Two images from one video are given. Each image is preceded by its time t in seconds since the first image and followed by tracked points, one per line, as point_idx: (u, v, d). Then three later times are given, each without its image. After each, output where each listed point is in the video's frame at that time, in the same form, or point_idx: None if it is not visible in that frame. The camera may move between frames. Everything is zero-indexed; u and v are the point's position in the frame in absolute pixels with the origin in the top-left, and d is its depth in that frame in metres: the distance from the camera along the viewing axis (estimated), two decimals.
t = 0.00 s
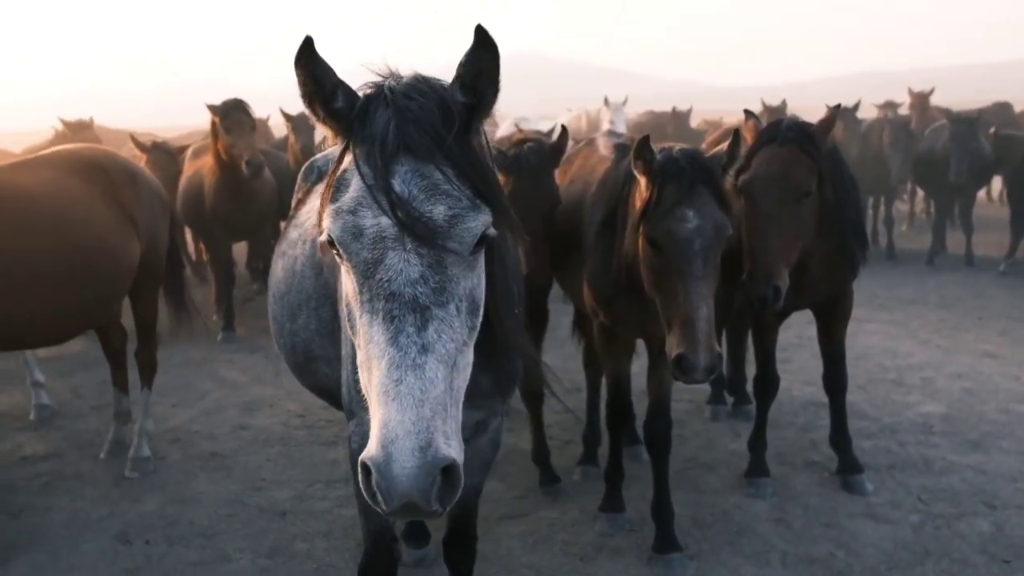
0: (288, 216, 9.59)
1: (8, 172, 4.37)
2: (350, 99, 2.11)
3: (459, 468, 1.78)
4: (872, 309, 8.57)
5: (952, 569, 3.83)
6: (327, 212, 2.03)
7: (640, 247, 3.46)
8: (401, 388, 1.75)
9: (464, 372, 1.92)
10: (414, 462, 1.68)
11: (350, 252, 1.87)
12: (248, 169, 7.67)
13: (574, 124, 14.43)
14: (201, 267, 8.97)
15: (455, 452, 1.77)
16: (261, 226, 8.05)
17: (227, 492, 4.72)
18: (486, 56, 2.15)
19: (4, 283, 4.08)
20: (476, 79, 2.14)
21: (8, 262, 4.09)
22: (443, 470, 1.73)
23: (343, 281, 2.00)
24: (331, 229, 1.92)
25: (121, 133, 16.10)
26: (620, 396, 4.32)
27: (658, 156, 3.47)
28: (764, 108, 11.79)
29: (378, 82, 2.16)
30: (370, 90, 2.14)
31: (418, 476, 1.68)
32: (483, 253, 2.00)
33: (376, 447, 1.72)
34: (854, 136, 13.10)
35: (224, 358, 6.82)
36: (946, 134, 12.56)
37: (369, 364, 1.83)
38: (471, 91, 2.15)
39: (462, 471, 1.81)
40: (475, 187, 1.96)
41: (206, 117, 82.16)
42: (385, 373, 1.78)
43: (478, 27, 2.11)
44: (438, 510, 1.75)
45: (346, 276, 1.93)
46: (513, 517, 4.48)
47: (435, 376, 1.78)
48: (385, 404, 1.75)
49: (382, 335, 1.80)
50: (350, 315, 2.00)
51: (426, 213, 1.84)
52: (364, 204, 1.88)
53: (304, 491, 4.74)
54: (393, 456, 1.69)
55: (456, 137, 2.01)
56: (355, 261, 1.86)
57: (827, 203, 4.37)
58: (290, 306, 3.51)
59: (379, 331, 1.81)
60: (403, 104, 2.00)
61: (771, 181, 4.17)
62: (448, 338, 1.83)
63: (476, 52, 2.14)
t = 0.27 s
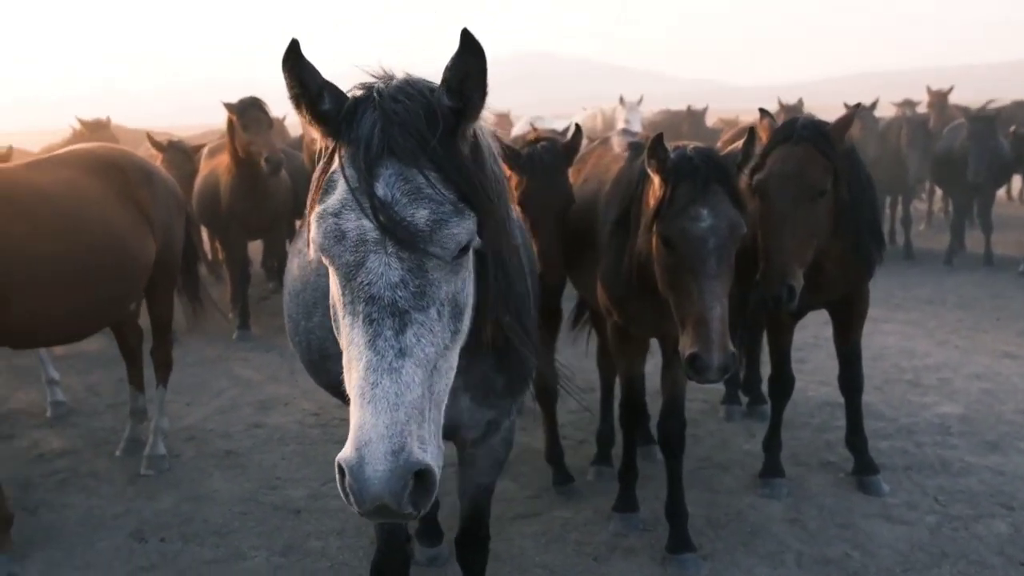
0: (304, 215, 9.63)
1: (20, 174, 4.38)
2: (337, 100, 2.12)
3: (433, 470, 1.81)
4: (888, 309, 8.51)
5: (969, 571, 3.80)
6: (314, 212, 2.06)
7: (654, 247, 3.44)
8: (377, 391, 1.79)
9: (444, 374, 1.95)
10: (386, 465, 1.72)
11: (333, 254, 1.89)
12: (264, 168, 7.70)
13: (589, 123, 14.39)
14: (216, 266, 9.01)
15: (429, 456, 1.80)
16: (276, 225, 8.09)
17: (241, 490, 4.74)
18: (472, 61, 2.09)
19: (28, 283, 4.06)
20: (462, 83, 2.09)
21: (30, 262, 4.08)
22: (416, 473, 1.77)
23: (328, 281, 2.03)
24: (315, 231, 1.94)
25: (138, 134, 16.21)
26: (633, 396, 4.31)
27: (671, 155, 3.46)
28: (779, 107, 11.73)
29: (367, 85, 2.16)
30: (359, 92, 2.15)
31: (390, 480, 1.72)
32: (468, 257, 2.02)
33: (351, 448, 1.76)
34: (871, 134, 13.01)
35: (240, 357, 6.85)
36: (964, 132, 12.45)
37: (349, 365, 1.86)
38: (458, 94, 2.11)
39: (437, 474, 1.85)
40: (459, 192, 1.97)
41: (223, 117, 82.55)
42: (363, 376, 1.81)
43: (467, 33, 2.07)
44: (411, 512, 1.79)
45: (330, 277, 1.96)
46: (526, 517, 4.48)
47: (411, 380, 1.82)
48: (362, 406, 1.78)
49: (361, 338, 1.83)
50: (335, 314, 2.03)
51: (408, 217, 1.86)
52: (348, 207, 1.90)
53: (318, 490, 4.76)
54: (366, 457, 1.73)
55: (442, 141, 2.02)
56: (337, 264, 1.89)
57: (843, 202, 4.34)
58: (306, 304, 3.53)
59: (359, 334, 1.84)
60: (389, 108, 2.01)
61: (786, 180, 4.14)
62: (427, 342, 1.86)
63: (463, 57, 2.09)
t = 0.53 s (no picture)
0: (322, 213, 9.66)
1: (39, 174, 4.41)
2: (328, 103, 2.15)
3: (412, 473, 1.81)
4: (909, 308, 8.43)
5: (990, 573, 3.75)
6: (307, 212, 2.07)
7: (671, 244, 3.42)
8: (356, 392, 1.79)
9: (430, 376, 1.95)
10: (362, 466, 1.72)
11: (321, 255, 1.90)
12: (283, 165, 7.73)
13: (607, 120, 14.35)
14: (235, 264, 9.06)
15: (408, 458, 1.80)
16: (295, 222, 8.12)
17: (259, 487, 4.76)
18: (460, 62, 2.05)
19: (50, 282, 4.09)
20: (449, 87, 2.06)
21: (52, 260, 4.10)
22: (393, 476, 1.77)
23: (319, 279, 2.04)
24: (304, 230, 1.95)
25: (158, 132, 16.30)
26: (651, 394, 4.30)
27: (688, 152, 3.44)
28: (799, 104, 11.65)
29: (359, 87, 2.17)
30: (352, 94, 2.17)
31: (365, 482, 1.72)
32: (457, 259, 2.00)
33: (329, 448, 1.77)
34: (892, 131, 12.90)
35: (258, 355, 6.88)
36: (987, 130, 12.31)
37: (333, 365, 1.87)
38: (447, 98, 2.08)
39: (418, 476, 1.84)
40: (447, 195, 1.96)
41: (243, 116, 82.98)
42: (344, 377, 1.82)
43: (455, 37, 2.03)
44: (390, 513, 1.80)
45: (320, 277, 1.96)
46: (543, 515, 4.48)
47: (391, 383, 1.82)
48: (341, 407, 1.79)
49: (344, 339, 1.84)
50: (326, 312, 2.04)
51: (393, 219, 1.84)
52: (335, 208, 1.90)
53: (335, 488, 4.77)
54: (342, 457, 1.74)
55: (430, 144, 2.01)
56: (324, 264, 1.89)
57: (863, 201, 4.30)
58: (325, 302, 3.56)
59: (342, 335, 1.85)
60: (379, 109, 2.00)
61: (804, 177, 4.10)
62: (409, 344, 1.86)
63: (450, 61, 2.05)
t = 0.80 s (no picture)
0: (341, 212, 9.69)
1: (59, 174, 4.44)
2: (321, 103, 2.13)
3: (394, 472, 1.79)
4: (932, 307, 8.35)
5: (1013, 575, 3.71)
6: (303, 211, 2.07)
7: (689, 243, 3.40)
8: (336, 391, 1.79)
9: (419, 375, 1.92)
10: (338, 466, 1.71)
11: (311, 254, 1.89)
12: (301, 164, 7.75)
13: (626, 119, 14.31)
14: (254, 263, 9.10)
15: (389, 458, 1.78)
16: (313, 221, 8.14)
17: (277, 485, 4.78)
18: (445, 64, 1.96)
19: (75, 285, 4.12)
20: (435, 88, 1.99)
21: (76, 260, 4.13)
22: (371, 476, 1.75)
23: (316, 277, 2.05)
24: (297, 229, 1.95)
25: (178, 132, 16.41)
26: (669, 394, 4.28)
27: (707, 151, 3.41)
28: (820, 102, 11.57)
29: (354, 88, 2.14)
30: (347, 94, 2.14)
31: (342, 481, 1.71)
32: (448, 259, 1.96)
33: (311, 445, 1.77)
34: (913, 129, 12.78)
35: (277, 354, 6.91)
36: (1010, 127, 12.18)
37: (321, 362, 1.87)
38: (435, 99, 2.01)
39: (402, 476, 1.82)
40: (435, 196, 1.91)
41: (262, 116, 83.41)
42: (328, 375, 1.82)
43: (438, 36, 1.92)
44: (372, 512, 1.78)
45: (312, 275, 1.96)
46: (560, 514, 4.47)
47: (372, 383, 1.80)
48: (324, 405, 1.79)
49: (330, 337, 1.83)
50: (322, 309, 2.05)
51: (377, 221, 1.81)
52: (323, 208, 1.88)
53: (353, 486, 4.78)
54: (319, 456, 1.74)
55: (419, 144, 1.96)
56: (314, 264, 1.89)
57: (883, 199, 4.25)
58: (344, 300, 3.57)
59: (329, 334, 1.84)
60: (369, 109, 1.97)
61: (822, 175, 4.07)
62: (392, 345, 1.84)
63: (436, 62, 1.96)
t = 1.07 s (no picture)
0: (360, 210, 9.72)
1: (80, 173, 4.46)
2: (319, 104, 2.12)
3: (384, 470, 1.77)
4: (955, 307, 8.27)
5: None
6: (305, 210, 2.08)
7: (709, 242, 3.39)
8: (326, 389, 1.78)
9: (415, 374, 1.90)
10: (324, 463, 1.70)
11: (307, 253, 1.89)
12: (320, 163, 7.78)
13: (646, 117, 14.26)
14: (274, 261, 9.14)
15: (378, 456, 1.76)
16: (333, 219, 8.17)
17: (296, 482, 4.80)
18: (438, 65, 1.92)
19: (93, 284, 4.14)
20: (430, 89, 1.96)
21: (95, 260, 4.16)
22: (359, 474, 1.73)
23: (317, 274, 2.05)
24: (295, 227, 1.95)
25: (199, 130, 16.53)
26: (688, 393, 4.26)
27: (727, 149, 3.39)
28: (841, 100, 11.49)
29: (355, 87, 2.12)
30: (347, 93, 2.14)
31: (329, 479, 1.70)
32: (444, 259, 1.94)
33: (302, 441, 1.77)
34: (936, 127, 12.68)
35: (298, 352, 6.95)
36: None
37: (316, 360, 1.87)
38: (429, 99, 1.98)
39: (393, 475, 1.80)
40: (429, 196, 1.88)
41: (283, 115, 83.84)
42: (319, 373, 1.81)
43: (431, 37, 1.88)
44: (361, 510, 1.76)
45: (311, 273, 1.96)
46: (578, 513, 4.46)
47: (362, 382, 1.79)
48: (315, 402, 1.78)
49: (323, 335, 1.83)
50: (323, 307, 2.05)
51: (368, 221, 1.80)
52: (319, 208, 1.88)
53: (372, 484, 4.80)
54: (308, 453, 1.74)
55: (416, 143, 1.93)
56: (310, 262, 1.89)
57: (906, 198, 4.21)
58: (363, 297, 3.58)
59: (322, 332, 1.84)
60: (365, 109, 1.95)
61: (842, 174, 4.05)
62: (383, 344, 1.83)
63: (431, 63, 1.92)
